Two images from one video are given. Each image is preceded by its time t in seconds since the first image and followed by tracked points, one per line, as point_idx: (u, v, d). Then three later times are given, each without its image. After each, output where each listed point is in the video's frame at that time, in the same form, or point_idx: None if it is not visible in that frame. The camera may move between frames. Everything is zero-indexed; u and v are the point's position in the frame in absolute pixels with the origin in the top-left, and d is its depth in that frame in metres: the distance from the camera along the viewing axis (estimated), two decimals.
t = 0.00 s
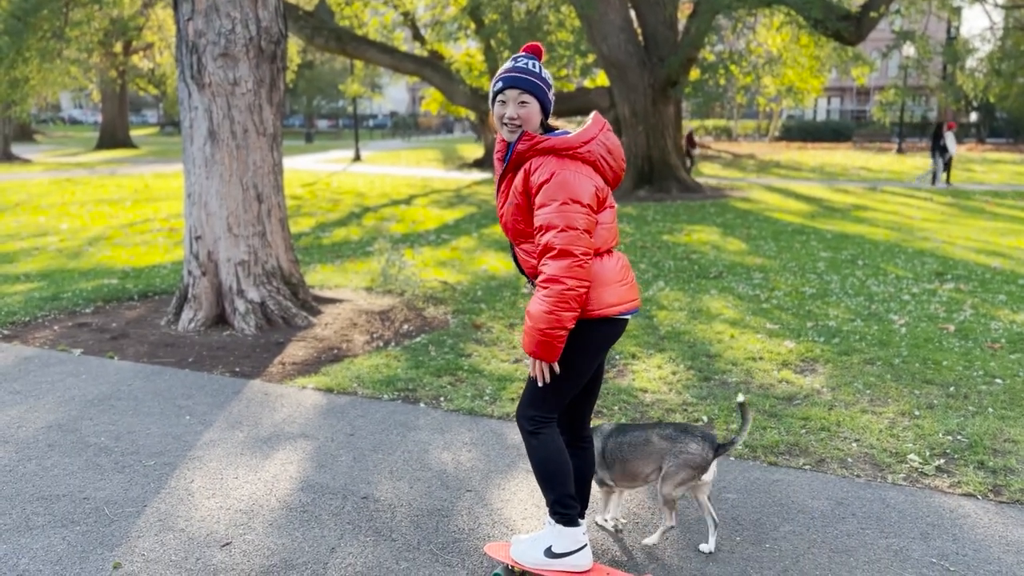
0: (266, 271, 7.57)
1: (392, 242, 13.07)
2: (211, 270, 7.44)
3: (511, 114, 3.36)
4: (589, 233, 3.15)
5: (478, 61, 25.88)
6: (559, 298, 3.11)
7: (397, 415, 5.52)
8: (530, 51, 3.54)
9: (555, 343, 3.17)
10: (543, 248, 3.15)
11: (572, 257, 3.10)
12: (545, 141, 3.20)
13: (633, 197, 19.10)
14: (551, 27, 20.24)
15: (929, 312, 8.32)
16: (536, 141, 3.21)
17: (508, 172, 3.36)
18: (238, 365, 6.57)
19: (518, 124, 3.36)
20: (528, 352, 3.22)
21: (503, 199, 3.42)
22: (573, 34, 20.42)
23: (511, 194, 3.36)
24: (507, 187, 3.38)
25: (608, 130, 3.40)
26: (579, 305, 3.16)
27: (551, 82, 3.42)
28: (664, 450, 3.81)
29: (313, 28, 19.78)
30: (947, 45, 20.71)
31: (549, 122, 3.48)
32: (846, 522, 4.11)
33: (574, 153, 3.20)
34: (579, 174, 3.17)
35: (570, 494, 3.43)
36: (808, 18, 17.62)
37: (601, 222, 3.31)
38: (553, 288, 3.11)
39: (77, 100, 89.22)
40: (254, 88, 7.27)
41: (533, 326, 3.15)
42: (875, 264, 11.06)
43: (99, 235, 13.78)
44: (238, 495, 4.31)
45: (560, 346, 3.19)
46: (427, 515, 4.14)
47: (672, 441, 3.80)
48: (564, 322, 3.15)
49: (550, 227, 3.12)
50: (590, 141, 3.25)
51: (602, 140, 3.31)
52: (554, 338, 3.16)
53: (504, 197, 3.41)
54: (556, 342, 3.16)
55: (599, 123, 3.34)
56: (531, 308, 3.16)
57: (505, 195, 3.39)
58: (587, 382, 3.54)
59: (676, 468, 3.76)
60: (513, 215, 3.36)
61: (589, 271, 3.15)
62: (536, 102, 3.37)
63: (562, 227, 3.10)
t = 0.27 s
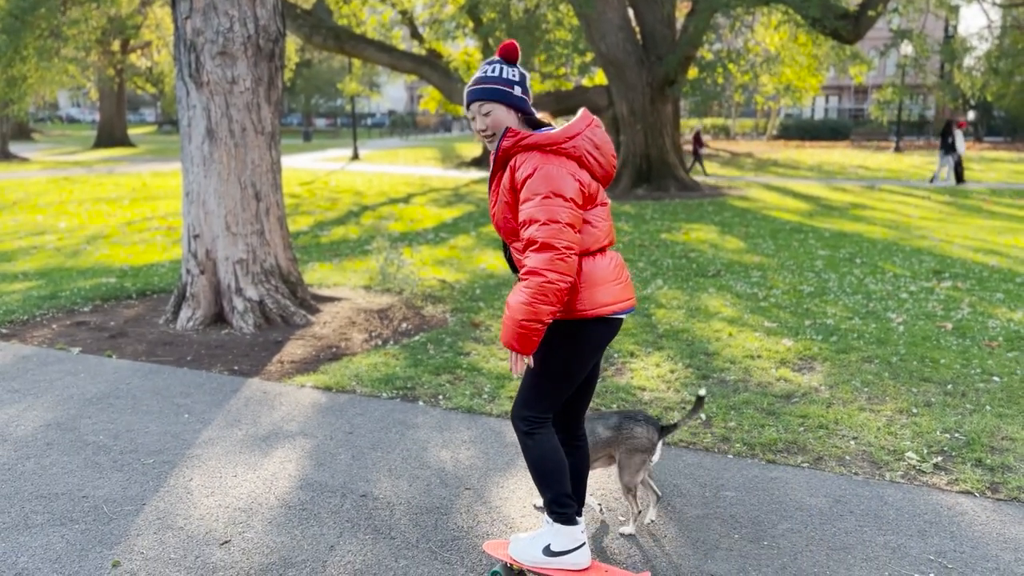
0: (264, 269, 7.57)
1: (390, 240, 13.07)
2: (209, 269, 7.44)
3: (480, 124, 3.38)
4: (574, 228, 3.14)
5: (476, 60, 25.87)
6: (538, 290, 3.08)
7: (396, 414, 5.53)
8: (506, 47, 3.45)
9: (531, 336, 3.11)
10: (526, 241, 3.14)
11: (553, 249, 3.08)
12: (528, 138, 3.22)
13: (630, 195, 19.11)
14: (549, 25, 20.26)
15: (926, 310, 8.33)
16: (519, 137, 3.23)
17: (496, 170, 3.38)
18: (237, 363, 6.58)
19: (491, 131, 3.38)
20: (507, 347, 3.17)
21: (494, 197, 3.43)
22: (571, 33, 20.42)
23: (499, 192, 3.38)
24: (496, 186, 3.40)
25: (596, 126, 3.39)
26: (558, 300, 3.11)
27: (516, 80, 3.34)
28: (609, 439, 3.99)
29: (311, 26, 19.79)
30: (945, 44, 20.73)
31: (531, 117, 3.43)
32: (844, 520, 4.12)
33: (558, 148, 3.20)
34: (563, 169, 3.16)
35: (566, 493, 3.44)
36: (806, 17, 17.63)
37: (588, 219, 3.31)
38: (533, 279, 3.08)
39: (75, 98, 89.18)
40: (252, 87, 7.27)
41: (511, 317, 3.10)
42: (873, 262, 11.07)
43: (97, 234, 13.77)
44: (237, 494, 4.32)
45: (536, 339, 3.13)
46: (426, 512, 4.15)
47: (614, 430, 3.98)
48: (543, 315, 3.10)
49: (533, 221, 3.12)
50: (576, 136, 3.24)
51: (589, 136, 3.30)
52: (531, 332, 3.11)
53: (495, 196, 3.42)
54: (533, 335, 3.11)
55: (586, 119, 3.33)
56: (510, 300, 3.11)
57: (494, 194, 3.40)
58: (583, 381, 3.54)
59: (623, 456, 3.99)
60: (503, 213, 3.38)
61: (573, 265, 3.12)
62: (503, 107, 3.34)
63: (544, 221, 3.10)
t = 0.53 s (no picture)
0: (264, 269, 7.58)
1: (389, 239, 13.08)
2: (209, 268, 7.44)
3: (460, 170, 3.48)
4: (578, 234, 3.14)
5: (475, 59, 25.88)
6: (547, 296, 3.12)
7: (395, 413, 5.53)
8: (434, 81, 3.43)
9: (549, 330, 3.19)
10: (533, 251, 3.15)
11: (561, 258, 3.09)
12: (510, 150, 3.23)
13: (629, 195, 19.12)
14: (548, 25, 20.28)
15: (925, 309, 8.35)
16: (501, 152, 3.26)
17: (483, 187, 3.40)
18: (237, 362, 6.58)
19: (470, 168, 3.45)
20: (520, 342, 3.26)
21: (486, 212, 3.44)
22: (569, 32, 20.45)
23: (490, 206, 3.39)
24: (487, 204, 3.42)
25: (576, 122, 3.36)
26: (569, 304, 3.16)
27: (459, 114, 3.35)
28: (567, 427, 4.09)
29: (310, 26, 19.82)
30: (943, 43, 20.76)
31: (499, 131, 3.42)
32: (843, 518, 4.13)
33: (541, 154, 3.21)
34: (552, 174, 3.16)
35: (567, 492, 3.46)
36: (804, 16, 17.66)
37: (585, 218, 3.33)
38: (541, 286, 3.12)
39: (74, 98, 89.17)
40: (251, 86, 7.27)
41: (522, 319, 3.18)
42: (871, 261, 11.08)
43: (97, 233, 13.77)
44: (237, 492, 4.33)
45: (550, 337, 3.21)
46: (426, 511, 4.15)
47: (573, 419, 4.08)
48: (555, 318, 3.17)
49: (536, 233, 3.12)
50: (557, 138, 3.23)
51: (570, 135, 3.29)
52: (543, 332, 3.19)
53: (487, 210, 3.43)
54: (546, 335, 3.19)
55: (563, 117, 3.31)
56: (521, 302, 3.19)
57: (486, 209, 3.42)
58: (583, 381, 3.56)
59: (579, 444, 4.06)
60: (497, 227, 3.38)
61: (580, 269, 3.13)
62: (465, 145, 3.39)
63: (547, 232, 3.09)
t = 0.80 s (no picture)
0: (265, 269, 7.58)
1: (390, 239, 13.07)
2: (210, 268, 7.45)
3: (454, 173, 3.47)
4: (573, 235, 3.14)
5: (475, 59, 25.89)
6: (540, 298, 3.12)
7: (396, 413, 5.54)
8: (428, 85, 3.44)
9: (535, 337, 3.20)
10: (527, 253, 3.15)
11: (555, 259, 3.09)
12: (506, 152, 3.24)
13: (629, 195, 19.12)
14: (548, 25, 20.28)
15: (926, 309, 8.34)
16: (496, 154, 3.27)
17: (479, 189, 3.39)
18: (238, 362, 6.58)
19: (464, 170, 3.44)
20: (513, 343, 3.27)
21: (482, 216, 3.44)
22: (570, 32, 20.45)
23: (487, 209, 3.39)
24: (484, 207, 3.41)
25: (571, 125, 3.37)
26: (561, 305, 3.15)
27: (454, 118, 3.35)
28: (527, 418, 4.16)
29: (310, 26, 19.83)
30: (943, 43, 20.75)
31: (494, 133, 3.42)
32: (844, 518, 4.13)
33: (537, 156, 3.22)
34: (547, 176, 3.16)
35: (567, 491, 3.46)
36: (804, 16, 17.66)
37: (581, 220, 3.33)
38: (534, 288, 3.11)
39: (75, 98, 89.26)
40: (252, 86, 7.28)
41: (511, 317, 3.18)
42: (872, 261, 11.08)
43: (97, 233, 13.77)
44: (239, 492, 4.33)
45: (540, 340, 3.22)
46: (427, 511, 4.16)
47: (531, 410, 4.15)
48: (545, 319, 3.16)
49: (529, 234, 3.12)
50: (552, 141, 3.24)
51: (565, 137, 3.29)
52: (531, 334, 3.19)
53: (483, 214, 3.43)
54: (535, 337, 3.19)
55: (558, 120, 3.31)
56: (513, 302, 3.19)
57: (482, 211, 3.41)
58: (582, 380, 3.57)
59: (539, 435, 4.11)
60: (494, 229, 3.38)
61: (574, 270, 3.13)
62: (460, 148, 3.39)
63: (541, 234, 3.10)
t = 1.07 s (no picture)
0: (268, 269, 7.58)
1: (392, 239, 13.08)
2: (213, 268, 7.46)
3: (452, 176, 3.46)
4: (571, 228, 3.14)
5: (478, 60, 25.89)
6: (536, 287, 3.08)
7: (399, 413, 5.54)
8: (426, 90, 3.45)
9: (525, 329, 3.13)
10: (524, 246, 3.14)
11: (553, 250, 3.07)
12: (503, 150, 3.25)
13: (632, 195, 19.11)
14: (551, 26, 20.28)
15: (930, 310, 8.33)
16: (494, 152, 3.27)
17: (479, 189, 3.39)
18: (241, 362, 6.59)
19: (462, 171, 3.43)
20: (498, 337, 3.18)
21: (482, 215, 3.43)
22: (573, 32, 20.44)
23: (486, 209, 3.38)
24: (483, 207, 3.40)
25: (569, 124, 3.37)
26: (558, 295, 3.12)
27: (450, 121, 3.36)
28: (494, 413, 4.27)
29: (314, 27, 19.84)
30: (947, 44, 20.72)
31: (491, 134, 3.42)
32: (848, 519, 4.12)
33: (534, 154, 3.22)
34: (545, 172, 3.17)
35: (570, 489, 3.44)
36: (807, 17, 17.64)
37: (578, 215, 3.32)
38: (530, 277, 3.08)
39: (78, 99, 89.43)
40: (256, 86, 7.28)
41: (506, 309, 3.12)
42: (875, 262, 11.07)
43: (101, 233, 13.79)
44: (242, 492, 4.33)
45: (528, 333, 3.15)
46: (431, 511, 4.16)
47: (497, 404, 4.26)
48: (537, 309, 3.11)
49: (528, 227, 3.11)
50: (549, 138, 3.25)
51: (562, 135, 3.29)
52: (524, 324, 3.12)
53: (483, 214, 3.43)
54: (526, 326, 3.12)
55: (555, 119, 3.32)
56: (505, 292, 3.14)
57: (482, 212, 3.40)
58: (586, 380, 3.57)
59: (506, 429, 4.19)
60: (494, 228, 3.37)
61: (573, 262, 3.11)
62: (458, 151, 3.39)
63: (538, 225, 3.09)
